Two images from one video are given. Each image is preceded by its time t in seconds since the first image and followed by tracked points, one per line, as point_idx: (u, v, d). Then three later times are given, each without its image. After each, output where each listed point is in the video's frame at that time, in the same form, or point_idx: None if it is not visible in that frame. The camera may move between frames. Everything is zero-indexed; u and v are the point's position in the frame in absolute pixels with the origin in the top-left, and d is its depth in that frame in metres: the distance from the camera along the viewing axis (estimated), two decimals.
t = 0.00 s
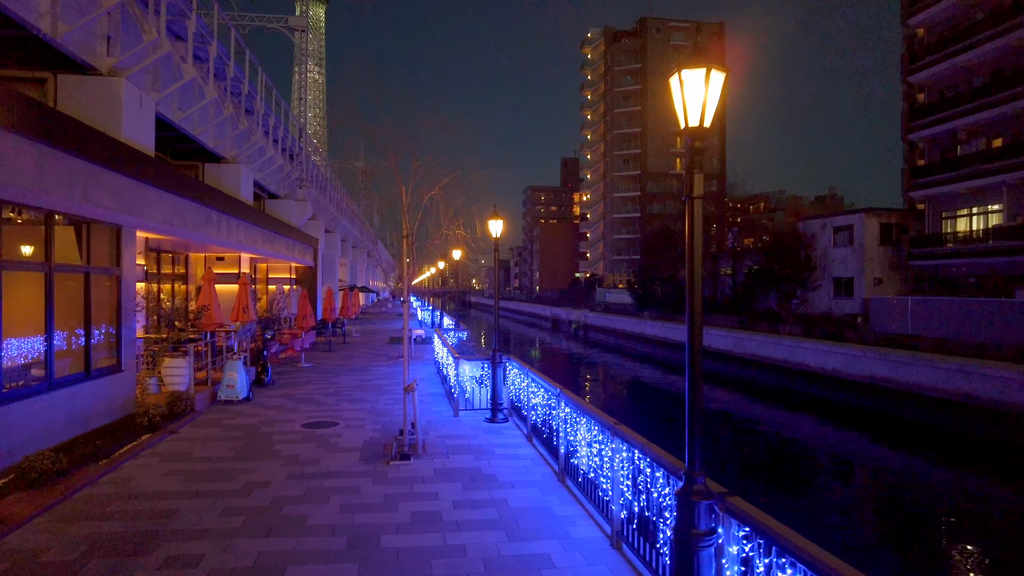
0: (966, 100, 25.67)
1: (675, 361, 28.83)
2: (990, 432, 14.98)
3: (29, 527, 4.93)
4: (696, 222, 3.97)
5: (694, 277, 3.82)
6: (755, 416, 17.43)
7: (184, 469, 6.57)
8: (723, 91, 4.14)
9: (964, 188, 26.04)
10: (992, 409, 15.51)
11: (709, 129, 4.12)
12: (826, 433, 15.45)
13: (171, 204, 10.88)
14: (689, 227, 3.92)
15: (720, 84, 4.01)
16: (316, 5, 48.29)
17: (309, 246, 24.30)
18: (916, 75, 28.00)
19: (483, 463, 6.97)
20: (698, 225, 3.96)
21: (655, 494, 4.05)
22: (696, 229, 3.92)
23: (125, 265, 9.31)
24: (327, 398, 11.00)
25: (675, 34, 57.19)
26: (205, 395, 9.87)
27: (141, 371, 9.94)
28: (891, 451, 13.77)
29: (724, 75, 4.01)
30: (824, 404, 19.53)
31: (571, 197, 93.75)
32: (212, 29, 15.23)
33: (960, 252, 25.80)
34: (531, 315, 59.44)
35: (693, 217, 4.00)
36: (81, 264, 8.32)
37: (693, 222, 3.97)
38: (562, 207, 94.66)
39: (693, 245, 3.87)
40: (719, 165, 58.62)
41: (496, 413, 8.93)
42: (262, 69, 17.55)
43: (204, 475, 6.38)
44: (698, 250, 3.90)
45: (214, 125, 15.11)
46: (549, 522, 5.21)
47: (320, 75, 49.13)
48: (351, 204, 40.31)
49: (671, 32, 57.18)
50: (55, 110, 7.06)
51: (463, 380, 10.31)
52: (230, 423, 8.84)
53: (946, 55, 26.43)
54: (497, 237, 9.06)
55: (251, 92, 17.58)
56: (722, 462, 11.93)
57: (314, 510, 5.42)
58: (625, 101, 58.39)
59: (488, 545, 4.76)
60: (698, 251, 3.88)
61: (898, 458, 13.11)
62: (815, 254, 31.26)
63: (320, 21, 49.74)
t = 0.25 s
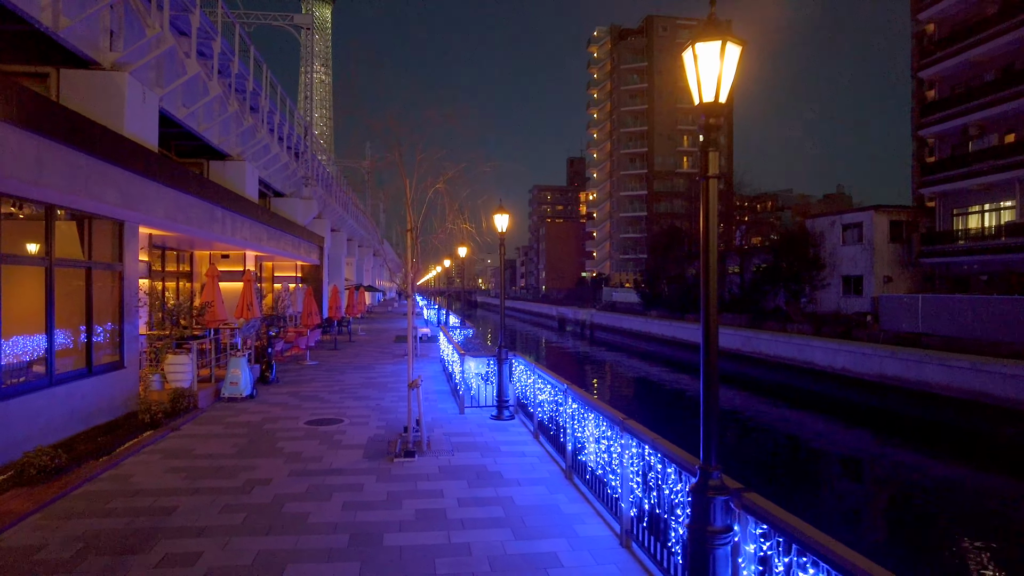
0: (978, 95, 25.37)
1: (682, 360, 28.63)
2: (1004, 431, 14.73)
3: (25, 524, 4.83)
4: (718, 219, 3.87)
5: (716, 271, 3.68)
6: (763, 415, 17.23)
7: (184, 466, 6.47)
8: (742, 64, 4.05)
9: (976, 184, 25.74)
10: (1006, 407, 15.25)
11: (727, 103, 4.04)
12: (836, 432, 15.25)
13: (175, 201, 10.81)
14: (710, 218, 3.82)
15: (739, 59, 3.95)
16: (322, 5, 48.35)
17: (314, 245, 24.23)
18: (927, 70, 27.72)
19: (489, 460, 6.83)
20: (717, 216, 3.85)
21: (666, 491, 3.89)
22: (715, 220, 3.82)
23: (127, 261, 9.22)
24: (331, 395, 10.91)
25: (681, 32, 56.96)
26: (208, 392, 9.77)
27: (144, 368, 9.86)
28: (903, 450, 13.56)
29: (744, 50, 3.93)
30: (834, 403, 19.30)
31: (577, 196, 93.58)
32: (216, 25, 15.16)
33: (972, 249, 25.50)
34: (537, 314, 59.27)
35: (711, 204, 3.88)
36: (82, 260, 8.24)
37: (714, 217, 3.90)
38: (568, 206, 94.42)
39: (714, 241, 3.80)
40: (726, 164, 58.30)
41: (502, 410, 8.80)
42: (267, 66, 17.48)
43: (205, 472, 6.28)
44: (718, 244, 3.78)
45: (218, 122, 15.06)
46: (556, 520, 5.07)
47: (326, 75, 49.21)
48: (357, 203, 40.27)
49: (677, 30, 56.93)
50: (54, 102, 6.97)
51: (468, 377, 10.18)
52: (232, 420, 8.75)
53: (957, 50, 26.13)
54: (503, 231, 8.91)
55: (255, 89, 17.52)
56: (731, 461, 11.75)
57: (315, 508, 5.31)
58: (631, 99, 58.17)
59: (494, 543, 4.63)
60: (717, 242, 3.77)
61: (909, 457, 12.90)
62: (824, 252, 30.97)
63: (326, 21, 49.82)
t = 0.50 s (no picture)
0: (987, 91, 25.14)
1: (688, 359, 28.46)
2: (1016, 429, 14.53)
3: (21, 519, 4.73)
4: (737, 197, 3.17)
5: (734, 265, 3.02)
6: (771, 412, 17.06)
7: (184, 462, 6.35)
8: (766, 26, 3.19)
9: (985, 181, 25.51)
10: (1017, 405, 15.05)
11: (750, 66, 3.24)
12: (845, 430, 15.07)
13: (177, 195, 10.71)
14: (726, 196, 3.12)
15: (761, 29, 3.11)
16: (327, 6, 48.41)
17: (318, 243, 24.15)
18: (935, 66, 27.50)
19: (495, 456, 6.70)
20: (737, 196, 3.16)
21: (680, 484, 3.75)
22: (735, 201, 3.13)
23: (128, 255, 9.11)
24: (335, 392, 10.81)
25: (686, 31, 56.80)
26: (211, 389, 9.67)
27: (146, 364, 9.76)
28: (913, 448, 13.37)
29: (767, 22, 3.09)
30: (842, 401, 19.10)
31: (582, 196, 93.40)
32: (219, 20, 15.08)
33: (981, 247, 25.26)
34: (541, 314, 59.12)
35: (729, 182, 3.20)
36: (82, 253, 8.13)
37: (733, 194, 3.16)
38: (572, 206, 94.25)
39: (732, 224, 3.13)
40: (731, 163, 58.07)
41: (507, 406, 8.67)
42: (270, 62, 17.38)
43: (205, 468, 6.16)
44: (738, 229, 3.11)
45: (221, 118, 14.97)
46: (564, 516, 4.93)
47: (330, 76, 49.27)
48: (362, 203, 40.24)
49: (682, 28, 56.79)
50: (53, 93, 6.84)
51: (473, 374, 10.05)
52: (234, 416, 8.64)
53: (965, 45, 25.89)
54: (508, 225, 8.76)
55: (259, 86, 17.42)
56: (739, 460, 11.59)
57: (317, 503, 5.18)
58: (636, 98, 57.99)
59: (501, 539, 4.49)
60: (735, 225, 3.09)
61: (920, 456, 12.70)
62: (831, 250, 30.73)
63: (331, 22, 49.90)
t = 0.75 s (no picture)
0: (995, 88, 24.93)
1: (692, 359, 28.29)
2: None
3: (13, 515, 4.61)
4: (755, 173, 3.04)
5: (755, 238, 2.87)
6: (777, 411, 16.90)
7: (181, 459, 6.22)
8: None
9: (992, 178, 25.27)
10: None
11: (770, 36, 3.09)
12: (853, 429, 14.89)
13: (178, 190, 10.60)
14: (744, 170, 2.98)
15: None
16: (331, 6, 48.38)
17: (320, 241, 24.04)
18: (942, 63, 27.28)
19: (499, 453, 6.56)
20: (756, 173, 3.05)
21: (693, 482, 3.60)
22: (754, 178, 3.02)
23: (127, 249, 8.97)
24: (336, 390, 10.67)
25: (690, 30, 56.65)
26: (211, 385, 9.55)
27: (146, 360, 9.64)
28: (922, 447, 13.20)
29: None
30: (848, 400, 18.92)
31: (585, 196, 93.25)
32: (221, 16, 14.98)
33: (989, 245, 25.04)
34: (544, 313, 58.94)
35: (749, 156, 3.08)
36: (81, 247, 8.01)
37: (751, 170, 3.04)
38: (576, 206, 94.09)
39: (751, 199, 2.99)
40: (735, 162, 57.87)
41: (512, 403, 8.52)
42: (272, 58, 17.29)
43: (203, 464, 6.03)
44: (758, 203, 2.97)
45: (223, 114, 14.87)
46: (571, 515, 4.79)
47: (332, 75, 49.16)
48: (365, 202, 40.17)
49: (686, 28, 56.67)
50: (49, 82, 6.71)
51: (477, 370, 9.91)
52: (234, 413, 8.52)
53: (973, 42, 25.65)
54: (513, 219, 8.62)
55: (261, 82, 17.32)
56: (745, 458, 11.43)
57: (317, 501, 5.04)
58: (640, 97, 57.83)
59: (506, 538, 4.35)
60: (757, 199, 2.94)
61: (928, 455, 12.49)
62: (837, 249, 30.52)
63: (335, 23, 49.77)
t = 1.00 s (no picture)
0: (1003, 84, 24.67)
1: (697, 358, 28.11)
2: None
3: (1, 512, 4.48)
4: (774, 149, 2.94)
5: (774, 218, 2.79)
6: (783, 410, 16.72)
7: (178, 455, 6.10)
8: None
9: (1000, 176, 25.01)
10: None
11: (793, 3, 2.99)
12: (860, 427, 14.71)
13: (177, 184, 10.48)
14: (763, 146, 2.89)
15: None
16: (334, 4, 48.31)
17: (323, 239, 23.93)
18: (950, 59, 27.02)
19: (502, 451, 6.41)
20: (772, 145, 2.93)
21: (704, 478, 3.44)
22: (771, 150, 2.90)
23: (125, 244, 8.84)
24: (337, 386, 10.54)
25: (694, 28, 56.39)
26: (210, 382, 9.42)
27: (145, 356, 9.52)
28: (931, 446, 13.01)
29: None
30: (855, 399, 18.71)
31: (589, 195, 93.02)
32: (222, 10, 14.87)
33: (997, 243, 24.84)
34: (548, 312, 58.78)
35: (765, 127, 2.98)
36: (77, 241, 7.88)
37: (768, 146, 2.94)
38: (579, 205, 93.88)
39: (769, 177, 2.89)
40: (740, 161, 57.59)
41: (515, 401, 8.37)
42: (274, 54, 17.19)
43: (199, 461, 5.90)
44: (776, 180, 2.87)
45: (224, 109, 14.77)
46: (575, 513, 4.65)
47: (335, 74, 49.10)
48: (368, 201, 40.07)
49: (690, 26, 56.42)
50: (43, 72, 6.58)
51: (479, 367, 9.75)
52: (233, 410, 8.38)
53: (981, 37, 25.39)
54: (515, 212, 8.46)
55: (263, 78, 17.22)
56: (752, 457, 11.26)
57: (314, 498, 4.90)
58: (644, 96, 57.58)
59: (508, 537, 4.20)
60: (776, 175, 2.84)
61: (937, 454, 12.29)
62: (842, 247, 30.29)
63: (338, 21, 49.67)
